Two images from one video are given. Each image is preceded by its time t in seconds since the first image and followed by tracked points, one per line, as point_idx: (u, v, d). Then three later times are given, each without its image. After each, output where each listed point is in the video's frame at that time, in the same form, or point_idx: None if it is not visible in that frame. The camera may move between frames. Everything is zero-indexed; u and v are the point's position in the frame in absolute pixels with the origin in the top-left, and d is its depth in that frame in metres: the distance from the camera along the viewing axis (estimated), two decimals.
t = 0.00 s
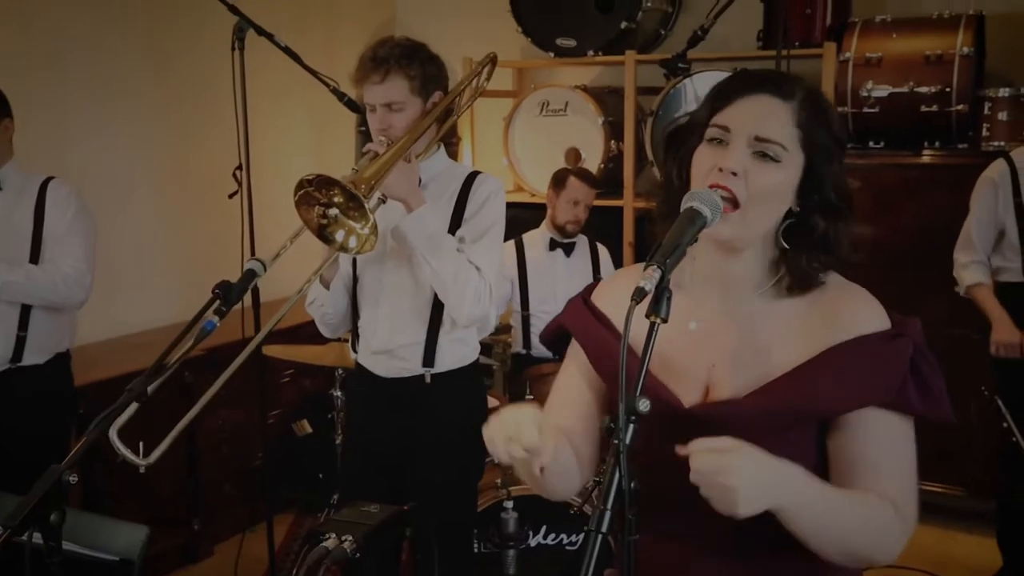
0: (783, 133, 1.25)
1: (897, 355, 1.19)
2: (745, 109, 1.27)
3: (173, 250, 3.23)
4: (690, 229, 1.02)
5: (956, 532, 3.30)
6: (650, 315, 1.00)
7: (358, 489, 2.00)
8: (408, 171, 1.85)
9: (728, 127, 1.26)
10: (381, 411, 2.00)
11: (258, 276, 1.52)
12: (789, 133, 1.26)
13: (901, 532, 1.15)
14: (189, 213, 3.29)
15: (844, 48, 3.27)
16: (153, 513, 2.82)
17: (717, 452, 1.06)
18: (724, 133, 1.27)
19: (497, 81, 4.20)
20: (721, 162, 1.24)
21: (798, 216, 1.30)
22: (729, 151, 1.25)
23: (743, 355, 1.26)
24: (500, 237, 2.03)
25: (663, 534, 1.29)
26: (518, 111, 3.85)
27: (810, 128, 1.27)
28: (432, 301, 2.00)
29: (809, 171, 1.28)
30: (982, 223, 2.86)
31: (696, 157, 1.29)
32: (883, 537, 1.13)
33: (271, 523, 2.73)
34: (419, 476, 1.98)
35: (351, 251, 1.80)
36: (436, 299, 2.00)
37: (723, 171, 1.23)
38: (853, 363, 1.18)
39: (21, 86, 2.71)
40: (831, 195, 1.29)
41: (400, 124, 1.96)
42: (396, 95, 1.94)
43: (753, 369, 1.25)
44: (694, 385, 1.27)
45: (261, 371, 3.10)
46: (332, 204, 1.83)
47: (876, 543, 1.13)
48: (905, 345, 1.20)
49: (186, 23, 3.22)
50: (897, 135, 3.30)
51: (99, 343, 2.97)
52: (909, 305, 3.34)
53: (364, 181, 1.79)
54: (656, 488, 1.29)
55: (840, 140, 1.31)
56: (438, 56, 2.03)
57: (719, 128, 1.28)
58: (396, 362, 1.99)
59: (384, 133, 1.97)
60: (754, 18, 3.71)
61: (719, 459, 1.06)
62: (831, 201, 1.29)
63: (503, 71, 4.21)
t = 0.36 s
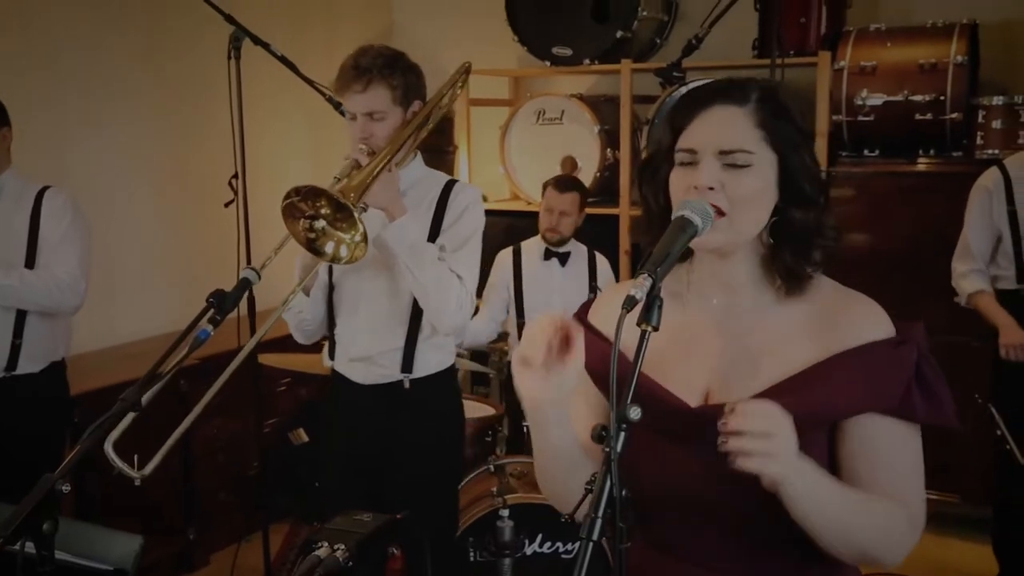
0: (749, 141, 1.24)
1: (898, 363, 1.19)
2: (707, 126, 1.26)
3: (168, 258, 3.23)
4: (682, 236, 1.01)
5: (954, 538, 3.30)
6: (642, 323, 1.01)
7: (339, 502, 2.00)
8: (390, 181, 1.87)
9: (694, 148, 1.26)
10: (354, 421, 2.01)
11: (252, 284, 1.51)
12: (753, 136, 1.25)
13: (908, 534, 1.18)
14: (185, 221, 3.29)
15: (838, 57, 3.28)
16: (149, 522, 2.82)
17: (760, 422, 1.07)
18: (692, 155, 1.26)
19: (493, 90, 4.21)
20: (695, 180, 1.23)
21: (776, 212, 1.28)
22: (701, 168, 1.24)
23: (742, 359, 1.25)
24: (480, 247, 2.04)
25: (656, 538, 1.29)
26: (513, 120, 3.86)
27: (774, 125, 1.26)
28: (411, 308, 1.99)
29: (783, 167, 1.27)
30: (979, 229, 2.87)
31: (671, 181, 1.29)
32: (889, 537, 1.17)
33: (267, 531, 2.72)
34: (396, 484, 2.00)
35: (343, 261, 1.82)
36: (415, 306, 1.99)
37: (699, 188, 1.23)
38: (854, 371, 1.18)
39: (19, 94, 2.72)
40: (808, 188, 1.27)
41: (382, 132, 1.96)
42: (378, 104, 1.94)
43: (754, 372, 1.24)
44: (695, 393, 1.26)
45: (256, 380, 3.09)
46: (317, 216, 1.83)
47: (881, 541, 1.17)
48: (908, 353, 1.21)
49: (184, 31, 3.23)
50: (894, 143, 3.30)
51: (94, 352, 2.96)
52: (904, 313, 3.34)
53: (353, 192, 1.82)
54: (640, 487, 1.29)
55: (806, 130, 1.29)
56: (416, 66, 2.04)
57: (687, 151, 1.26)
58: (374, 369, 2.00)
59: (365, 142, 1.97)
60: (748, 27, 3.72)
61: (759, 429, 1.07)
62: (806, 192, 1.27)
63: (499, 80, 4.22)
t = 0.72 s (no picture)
0: (728, 146, 1.25)
1: (908, 367, 1.21)
2: (687, 135, 1.27)
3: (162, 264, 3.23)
4: (667, 242, 1.01)
5: (949, 544, 3.30)
6: (626, 329, 1.01)
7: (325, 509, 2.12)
8: (360, 190, 1.99)
9: (676, 161, 1.26)
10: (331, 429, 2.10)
11: (241, 290, 1.51)
12: (733, 142, 1.25)
13: (916, 541, 1.20)
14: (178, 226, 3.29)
15: (832, 62, 3.29)
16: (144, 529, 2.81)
17: (763, 446, 1.07)
18: (676, 168, 1.26)
19: (489, 95, 4.22)
20: (682, 192, 1.24)
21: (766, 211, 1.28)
22: (686, 179, 1.24)
23: (755, 364, 1.26)
24: (447, 252, 2.13)
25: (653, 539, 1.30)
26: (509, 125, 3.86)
27: (752, 126, 1.27)
28: (378, 312, 2.07)
29: (768, 165, 1.27)
30: (982, 233, 2.85)
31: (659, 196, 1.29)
32: (900, 547, 1.18)
33: (262, 538, 2.72)
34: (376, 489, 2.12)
35: (328, 270, 1.85)
36: (382, 310, 2.07)
37: (686, 199, 1.23)
38: (866, 379, 1.20)
39: (12, 100, 2.72)
40: (795, 182, 1.27)
41: (351, 138, 2.00)
42: (348, 110, 1.98)
43: (767, 379, 1.25)
44: (709, 392, 1.27)
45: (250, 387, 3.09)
46: (296, 229, 1.84)
47: (894, 552, 1.18)
48: (917, 356, 1.22)
49: (178, 36, 3.24)
50: (886, 148, 3.33)
51: (87, 358, 2.96)
52: (900, 317, 3.34)
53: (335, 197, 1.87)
54: (636, 487, 1.30)
55: (786, 126, 1.28)
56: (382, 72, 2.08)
57: (668, 165, 1.27)
58: (342, 371, 2.07)
59: (334, 148, 2.00)
60: (742, 33, 3.73)
61: (763, 454, 1.07)
62: (793, 187, 1.27)
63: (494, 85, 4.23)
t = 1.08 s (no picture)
0: (711, 142, 1.25)
1: (900, 385, 1.21)
2: (671, 133, 1.27)
3: (151, 269, 3.23)
4: (647, 247, 1.00)
5: (941, 550, 3.29)
6: (605, 335, 0.99)
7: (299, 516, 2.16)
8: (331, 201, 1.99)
9: (659, 158, 1.26)
10: (304, 436, 2.13)
11: (225, 295, 1.51)
12: (715, 138, 1.25)
13: (902, 560, 1.20)
14: (167, 232, 3.28)
15: (823, 67, 3.29)
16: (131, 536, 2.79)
17: (770, 451, 1.07)
18: (658, 166, 1.26)
19: (481, 100, 4.22)
20: (665, 188, 1.24)
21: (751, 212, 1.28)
22: (669, 176, 1.24)
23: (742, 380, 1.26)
24: (416, 258, 2.18)
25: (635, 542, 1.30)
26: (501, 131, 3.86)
27: (734, 126, 1.27)
28: (348, 319, 2.11)
29: (753, 164, 1.27)
30: (976, 236, 2.84)
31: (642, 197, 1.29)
32: (886, 564, 1.19)
33: (250, 544, 2.70)
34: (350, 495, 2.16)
35: (309, 281, 1.83)
36: (352, 317, 2.11)
37: (670, 195, 1.23)
38: (854, 400, 1.19)
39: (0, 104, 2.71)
40: (778, 183, 1.27)
41: (317, 147, 2.06)
42: (314, 118, 2.04)
43: (753, 396, 1.24)
44: (700, 411, 1.26)
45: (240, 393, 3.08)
46: (271, 245, 1.82)
47: (880, 567, 1.18)
48: (907, 374, 1.22)
49: (168, 41, 3.23)
50: (878, 154, 3.33)
51: (76, 364, 2.95)
52: (892, 322, 3.34)
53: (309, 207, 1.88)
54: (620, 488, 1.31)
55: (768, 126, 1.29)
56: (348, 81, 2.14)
57: (652, 163, 1.27)
58: (312, 379, 2.11)
59: (300, 157, 2.05)
60: (733, 38, 3.74)
61: (767, 460, 1.07)
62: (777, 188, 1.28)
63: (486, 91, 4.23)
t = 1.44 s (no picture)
0: (684, 141, 1.25)
1: (870, 384, 1.21)
2: (648, 135, 1.27)
3: (131, 273, 3.21)
4: (617, 251, 1.00)
5: (922, 552, 3.30)
6: (575, 339, 0.99)
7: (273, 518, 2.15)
8: (300, 195, 1.99)
9: (634, 160, 1.26)
10: (281, 440, 2.12)
11: (197, 300, 1.50)
12: (688, 136, 1.26)
13: (862, 563, 1.19)
14: (147, 235, 3.26)
15: (807, 71, 3.30)
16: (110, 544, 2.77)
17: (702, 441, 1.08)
18: (634, 167, 1.26)
19: (466, 104, 4.21)
20: (641, 188, 1.24)
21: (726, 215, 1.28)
22: (644, 176, 1.24)
23: (718, 384, 1.24)
24: (390, 257, 2.18)
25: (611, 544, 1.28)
26: (486, 134, 3.85)
27: (706, 126, 1.26)
28: (321, 320, 2.09)
29: (729, 166, 1.27)
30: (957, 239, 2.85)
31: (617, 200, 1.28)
32: (843, 566, 1.18)
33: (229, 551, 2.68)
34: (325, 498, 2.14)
35: (273, 268, 1.87)
36: (326, 317, 2.09)
37: (646, 195, 1.23)
38: (825, 398, 1.19)
39: None
40: (750, 185, 1.28)
41: (290, 143, 2.06)
42: (289, 114, 2.04)
43: (729, 400, 1.22)
44: (671, 410, 1.24)
45: (221, 397, 3.07)
46: (236, 228, 1.86)
47: (836, 567, 1.17)
48: (878, 375, 1.23)
49: (149, 45, 3.22)
50: (861, 158, 3.34)
51: (55, 370, 2.93)
52: (875, 325, 3.35)
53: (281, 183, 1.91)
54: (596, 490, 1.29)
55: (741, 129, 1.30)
56: (324, 81, 2.14)
57: (626, 166, 1.27)
58: (288, 382, 2.08)
59: (273, 152, 2.05)
60: (717, 42, 3.75)
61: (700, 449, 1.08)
62: (750, 190, 1.28)
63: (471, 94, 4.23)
